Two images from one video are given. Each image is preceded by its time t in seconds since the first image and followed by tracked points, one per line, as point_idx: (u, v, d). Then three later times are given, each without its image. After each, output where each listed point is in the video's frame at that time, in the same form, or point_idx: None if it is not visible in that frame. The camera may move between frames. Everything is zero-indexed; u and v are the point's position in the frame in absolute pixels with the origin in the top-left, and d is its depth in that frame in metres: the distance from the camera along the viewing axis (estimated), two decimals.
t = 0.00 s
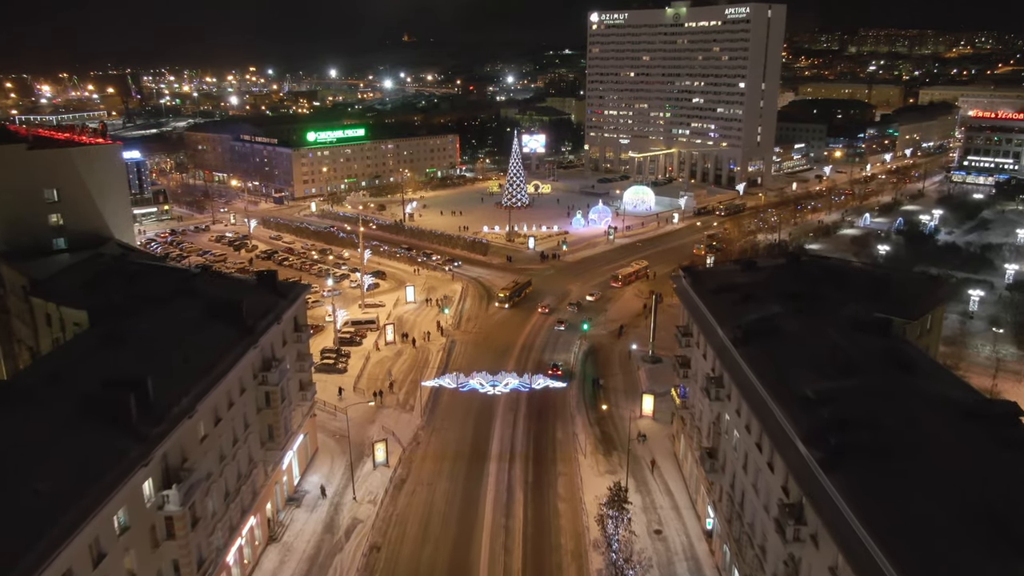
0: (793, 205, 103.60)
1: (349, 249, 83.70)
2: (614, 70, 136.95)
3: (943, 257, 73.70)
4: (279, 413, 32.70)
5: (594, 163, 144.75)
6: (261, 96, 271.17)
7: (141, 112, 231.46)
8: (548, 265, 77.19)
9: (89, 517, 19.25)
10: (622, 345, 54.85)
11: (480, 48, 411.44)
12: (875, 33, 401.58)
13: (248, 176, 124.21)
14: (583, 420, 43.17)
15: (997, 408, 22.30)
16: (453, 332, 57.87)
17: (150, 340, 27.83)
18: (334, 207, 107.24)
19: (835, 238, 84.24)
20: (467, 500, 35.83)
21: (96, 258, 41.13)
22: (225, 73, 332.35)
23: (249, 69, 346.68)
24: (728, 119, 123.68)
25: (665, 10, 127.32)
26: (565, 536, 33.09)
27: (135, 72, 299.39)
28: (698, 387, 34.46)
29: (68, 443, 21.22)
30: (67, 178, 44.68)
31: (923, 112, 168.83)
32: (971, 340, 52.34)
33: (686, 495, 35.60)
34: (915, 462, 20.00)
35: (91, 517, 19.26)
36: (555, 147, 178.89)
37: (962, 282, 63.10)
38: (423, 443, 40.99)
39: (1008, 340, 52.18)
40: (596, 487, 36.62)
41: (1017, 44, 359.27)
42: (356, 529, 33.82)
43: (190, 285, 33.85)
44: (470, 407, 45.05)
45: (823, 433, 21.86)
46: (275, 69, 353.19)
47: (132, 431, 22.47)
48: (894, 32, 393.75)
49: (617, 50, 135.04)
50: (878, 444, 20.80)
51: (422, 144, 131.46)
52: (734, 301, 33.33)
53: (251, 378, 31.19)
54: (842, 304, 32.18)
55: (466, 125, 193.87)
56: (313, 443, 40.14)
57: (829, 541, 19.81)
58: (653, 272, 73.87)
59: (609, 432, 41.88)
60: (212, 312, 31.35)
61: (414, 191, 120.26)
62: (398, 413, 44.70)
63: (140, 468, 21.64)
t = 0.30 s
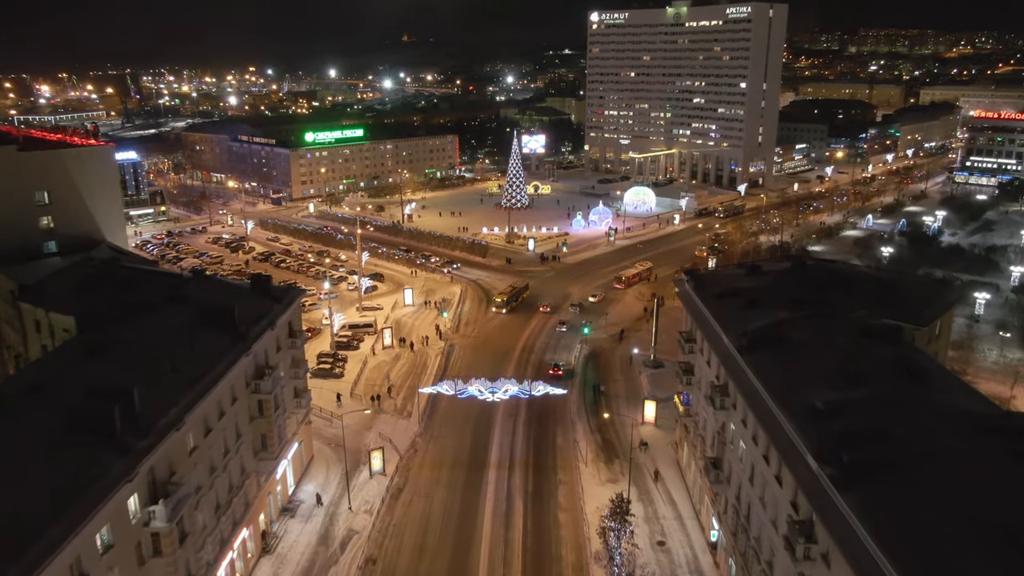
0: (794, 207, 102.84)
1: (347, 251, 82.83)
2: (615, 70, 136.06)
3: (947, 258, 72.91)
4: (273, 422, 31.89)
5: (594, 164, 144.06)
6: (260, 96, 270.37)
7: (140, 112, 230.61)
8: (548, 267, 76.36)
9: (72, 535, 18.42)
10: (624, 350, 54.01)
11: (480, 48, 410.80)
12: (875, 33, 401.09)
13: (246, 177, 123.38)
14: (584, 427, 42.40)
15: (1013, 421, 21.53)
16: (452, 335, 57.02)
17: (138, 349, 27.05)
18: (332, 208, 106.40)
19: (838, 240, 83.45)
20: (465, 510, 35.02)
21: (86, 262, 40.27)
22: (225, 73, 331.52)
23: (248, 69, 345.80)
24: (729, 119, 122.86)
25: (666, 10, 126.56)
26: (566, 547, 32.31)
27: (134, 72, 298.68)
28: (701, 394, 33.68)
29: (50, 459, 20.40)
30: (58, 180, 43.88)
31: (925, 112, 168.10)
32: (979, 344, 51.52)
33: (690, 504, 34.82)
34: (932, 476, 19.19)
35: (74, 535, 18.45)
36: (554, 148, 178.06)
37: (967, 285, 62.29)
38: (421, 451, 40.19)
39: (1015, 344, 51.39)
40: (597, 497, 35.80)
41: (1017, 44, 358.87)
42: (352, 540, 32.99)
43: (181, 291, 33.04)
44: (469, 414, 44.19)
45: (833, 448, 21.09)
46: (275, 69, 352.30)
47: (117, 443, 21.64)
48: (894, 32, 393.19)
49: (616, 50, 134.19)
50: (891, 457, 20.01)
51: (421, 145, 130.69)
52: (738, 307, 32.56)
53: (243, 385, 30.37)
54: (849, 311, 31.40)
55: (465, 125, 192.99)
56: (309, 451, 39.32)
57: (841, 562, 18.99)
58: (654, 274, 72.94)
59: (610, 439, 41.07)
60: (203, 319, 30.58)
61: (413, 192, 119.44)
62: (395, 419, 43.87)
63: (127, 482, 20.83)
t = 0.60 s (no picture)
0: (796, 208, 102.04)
1: (345, 253, 81.98)
2: (615, 70, 135.24)
3: (952, 261, 72.08)
4: (265, 431, 31.06)
5: (594, 164, 143.26)
6: (260, 96, 269.70)
7: (140, 112, 229.92)
8: (548, 269, 75.49)
9: (49, 557, 17.55)
10: (625, 354, 53.24)
11: (479, 48, 410.07)
12: (875, 33, 400.34)
13: (244, 177, 122.51)
14: (585, 434, 41.59)
15: None
16: (451, 339, 56.17)
17: (125, 358, 26.20)
18: (331, 210, 105.60)
19: (841, 241, 82.64)
20: (463, 521, 34.16)
21: (75, 265, 39.35)
22: (224, 73, 330.89)
23: (248, 69, 345.07)
24: (730, 119, 121.99)
25: (667, 10, 125.78)
26: (567, 560, 31.47)
27: (133, 73, 298.07)
28: (705, 402, 32.83)
29: (30, 475, 19.57)
30: (48, 182, 43.03)
31: (926, 112, 167.26)
32: (986, 349, 50.68)
33: (693, 515, 33.98)
34: (949, 493, 18.36)
35: (51, 556, 17.59)
36: (554, 148, 177.19)
37: (973, 288, 61.46)
38: (418, 458, 39.40)
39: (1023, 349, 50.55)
40: (598, 507, 34.97)
41: (1017, 44, 358.12)
42: (347, 552, 32.13)
43: (171, 297, 32.20)
44: (468, 421, 43.34)
45: (844, 464, 20.28)
46: (274, 69, 351.69)
47: (99, 457, 20.80)
48: (894, 32, 392.52)
49: (617, 50, 133.35)
50: (906, 474, 19.17)
51: (421, 145, 129.88)
52: (743, 312, 31.75)
53: (234, 394, 29.54)
54: (856, 317, 30.60)
55: (465, 125, 192.14)
56: (303, 459, 38.48)
57: None
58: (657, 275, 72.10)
59: (612, 447, 40.25)
60: (193, 326, 29.77)
61: (412, 193, 118.62)
62: (392, 426, 43.05)
63: (109, 499, 19.98)
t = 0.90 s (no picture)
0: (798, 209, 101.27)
1: (342, 254, 81.15)
2: (615, 70, 134.39)
3: (956, 263, 71.20)
4: (257, 441, 30.17)
5: (594, 165, 142.44)
6: (259, 96, 269.01)
7: (139, 112, 229.24)
8: (548, 272, 74.60)
9: None
10: (626, 359, 52.40)
11: (479, 49, 409.39)
12: (875, 33, 399.46)
13: (241, 178, 121.67)
14: (586, 442, 40.69)
15: None
16: (449, 343, 55.32)
17: (110, 367, 25.34)
18: (329, 211, 104.78)
19: (844, 243, 81.77)
20: (460, 533, 33.25)
21: (64, 269, 38.49)
22: (224, 73, 330.23)
23: (247, 69, 344.34)
24: (731, 120, 121.09)
25: (668, 9, 125.09)
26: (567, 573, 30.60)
27: (133, 73, 297.48)
28: (710, 411, 31.91)
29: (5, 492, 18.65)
30: (39, 184, 42.20)
31: (928, 112, 166.41)
32: (994, 353, 49.81)
33: (697, 526, 33.07)
34: (970, 513, 17.46)
35: None
36: (554, 148, 176.30)
37: (979, 290, 60.56)
38: (415, 467, 38.53)
39: None
40: (599, 517, 34.07)
41: (1018, 44, 357.28)
42: (341, 566, 31.17)
43: (161, 303, 31.34)
44: (466, 428, 42.44)
45: (858, 482, 19.38)
46: (274, 69, 351.07)
47: (79, 474, 19.91)
48: (894, 32, 391.77)
49: (617, 50, 132.49)
50: (923, 493, 18.26)
51: (420, 146, 129.06)
52: (749, 319, 30.89)
53: (224, 403, 28.65)
54: (865, 325, 29.73)
55: (464, 125, 191.29)
56: (298, 468, 37.60)
57: None
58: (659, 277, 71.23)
59: (613, 455, 39.38)
60: (183, 334, 28.92)
61: (411, 194, 117.77)
62: (389, 433, 42.18)
63: (88, 517, 19.07)
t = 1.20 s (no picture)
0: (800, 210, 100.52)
1: (340, 256, 80.32)
2: (615, 71, 133.55)
3: (961, 265, 70.29)
4: (249, 452, 29.35)
5: (594, 166, 141.60)
6: (258, 96, 268.16)
7: (138, 112, 228.49)
8: (549, 274, 73.74)
9: None
10: (627, 363, 51.62)
11: (479, 49, 408.57)
12: (875, 33, 398.53)
13: (239, 179, 120.77)
14: (586, 450, 39.88)
15: None
16: (447, 348, 54.48)
17: (96, 378, 24.49)
18: (326, 212, 103.95)
19: (847, 245, 80.91)
20: (459, 545, 32.39)
21: (55, 272, 37.66)
22: (223, 72, 329.54)
23: (246, 69, 343.63)
24: (733, 120, 120.19)
25: (668, 9, 124.40)
26: None
27: (132, 73, 296.76)
28: (714, 421, 31.13)
29: None
30: (28, 186, 41.38)
31: (930, 112, 165.54)
32: (1002, 358, 48.92)
33: (702, 538, 32.26)
34: (992, 535, 16.64)
35: None
36: (554, 149, 175.37)
37: (986, 294, 59.66)
38: (413, 476, 37.71)
39: None
40: (600, 529, 33.25)
41: (1018, 44, 356.09)
42: None
43: (151, 310, 30.51)
44: (464, 436, 41.58)
45: (872, 501, 18.57)
46: (274, 69, 350.36)
47: (59, 493, 19.03)
48: (894, 32, 390.80)
49: (617, 50, 131.68)
50: (943, 515, 17.44)
51: (419, 146, 128.24)
52: (755, 326, 30.12)
53: (215, 413, 27.81)
54: (875, 331, 29.01)
55: (464, 126, 190.37)
56: (293, 477, 36.74)
57: None
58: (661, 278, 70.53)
59: (614, 463, 38.61)
60: (173, 342, 28.07)
61: (409, 195, 116.91)
62: (386, 440, 41.37)
63: (68, 539, 18.18)
